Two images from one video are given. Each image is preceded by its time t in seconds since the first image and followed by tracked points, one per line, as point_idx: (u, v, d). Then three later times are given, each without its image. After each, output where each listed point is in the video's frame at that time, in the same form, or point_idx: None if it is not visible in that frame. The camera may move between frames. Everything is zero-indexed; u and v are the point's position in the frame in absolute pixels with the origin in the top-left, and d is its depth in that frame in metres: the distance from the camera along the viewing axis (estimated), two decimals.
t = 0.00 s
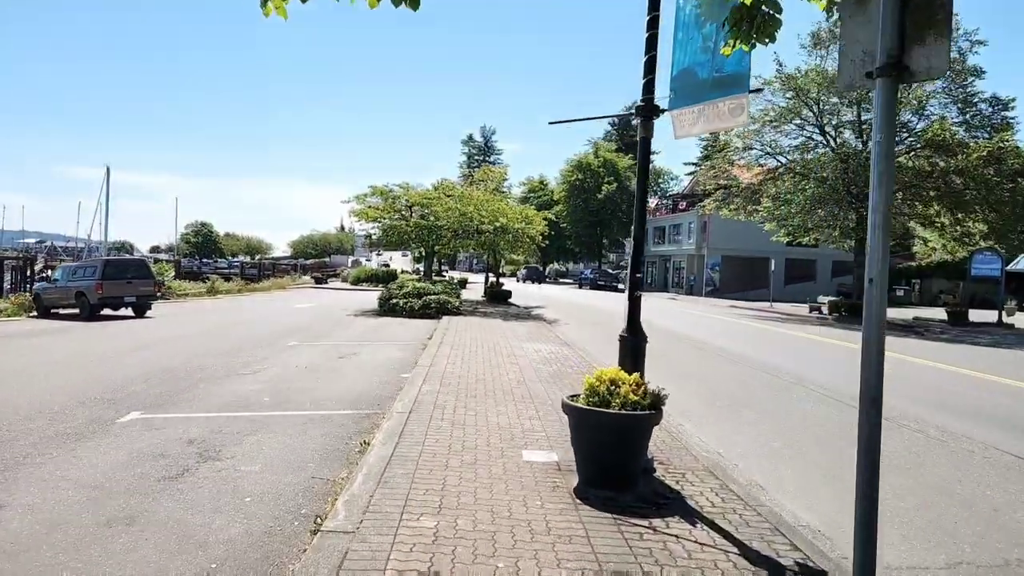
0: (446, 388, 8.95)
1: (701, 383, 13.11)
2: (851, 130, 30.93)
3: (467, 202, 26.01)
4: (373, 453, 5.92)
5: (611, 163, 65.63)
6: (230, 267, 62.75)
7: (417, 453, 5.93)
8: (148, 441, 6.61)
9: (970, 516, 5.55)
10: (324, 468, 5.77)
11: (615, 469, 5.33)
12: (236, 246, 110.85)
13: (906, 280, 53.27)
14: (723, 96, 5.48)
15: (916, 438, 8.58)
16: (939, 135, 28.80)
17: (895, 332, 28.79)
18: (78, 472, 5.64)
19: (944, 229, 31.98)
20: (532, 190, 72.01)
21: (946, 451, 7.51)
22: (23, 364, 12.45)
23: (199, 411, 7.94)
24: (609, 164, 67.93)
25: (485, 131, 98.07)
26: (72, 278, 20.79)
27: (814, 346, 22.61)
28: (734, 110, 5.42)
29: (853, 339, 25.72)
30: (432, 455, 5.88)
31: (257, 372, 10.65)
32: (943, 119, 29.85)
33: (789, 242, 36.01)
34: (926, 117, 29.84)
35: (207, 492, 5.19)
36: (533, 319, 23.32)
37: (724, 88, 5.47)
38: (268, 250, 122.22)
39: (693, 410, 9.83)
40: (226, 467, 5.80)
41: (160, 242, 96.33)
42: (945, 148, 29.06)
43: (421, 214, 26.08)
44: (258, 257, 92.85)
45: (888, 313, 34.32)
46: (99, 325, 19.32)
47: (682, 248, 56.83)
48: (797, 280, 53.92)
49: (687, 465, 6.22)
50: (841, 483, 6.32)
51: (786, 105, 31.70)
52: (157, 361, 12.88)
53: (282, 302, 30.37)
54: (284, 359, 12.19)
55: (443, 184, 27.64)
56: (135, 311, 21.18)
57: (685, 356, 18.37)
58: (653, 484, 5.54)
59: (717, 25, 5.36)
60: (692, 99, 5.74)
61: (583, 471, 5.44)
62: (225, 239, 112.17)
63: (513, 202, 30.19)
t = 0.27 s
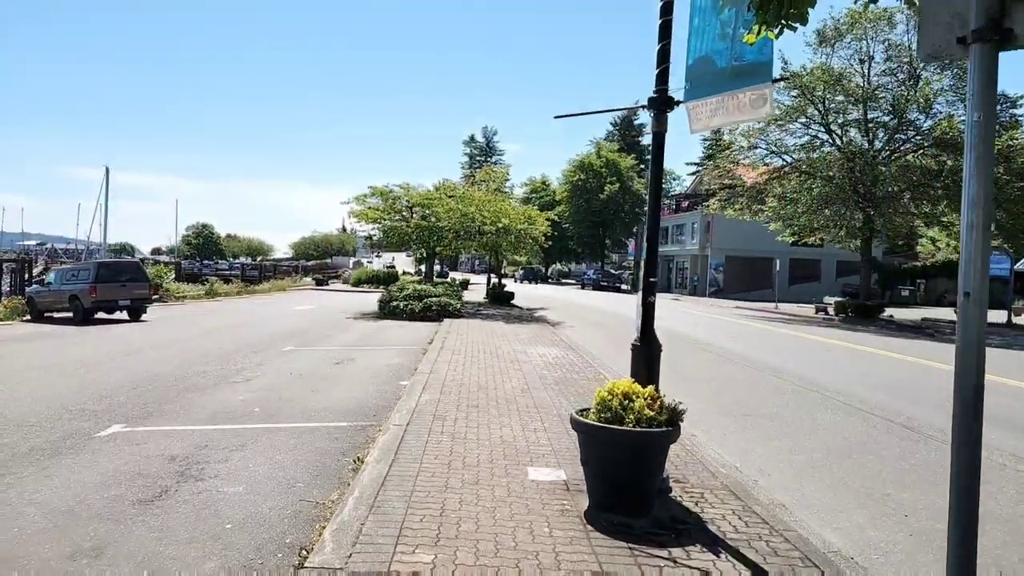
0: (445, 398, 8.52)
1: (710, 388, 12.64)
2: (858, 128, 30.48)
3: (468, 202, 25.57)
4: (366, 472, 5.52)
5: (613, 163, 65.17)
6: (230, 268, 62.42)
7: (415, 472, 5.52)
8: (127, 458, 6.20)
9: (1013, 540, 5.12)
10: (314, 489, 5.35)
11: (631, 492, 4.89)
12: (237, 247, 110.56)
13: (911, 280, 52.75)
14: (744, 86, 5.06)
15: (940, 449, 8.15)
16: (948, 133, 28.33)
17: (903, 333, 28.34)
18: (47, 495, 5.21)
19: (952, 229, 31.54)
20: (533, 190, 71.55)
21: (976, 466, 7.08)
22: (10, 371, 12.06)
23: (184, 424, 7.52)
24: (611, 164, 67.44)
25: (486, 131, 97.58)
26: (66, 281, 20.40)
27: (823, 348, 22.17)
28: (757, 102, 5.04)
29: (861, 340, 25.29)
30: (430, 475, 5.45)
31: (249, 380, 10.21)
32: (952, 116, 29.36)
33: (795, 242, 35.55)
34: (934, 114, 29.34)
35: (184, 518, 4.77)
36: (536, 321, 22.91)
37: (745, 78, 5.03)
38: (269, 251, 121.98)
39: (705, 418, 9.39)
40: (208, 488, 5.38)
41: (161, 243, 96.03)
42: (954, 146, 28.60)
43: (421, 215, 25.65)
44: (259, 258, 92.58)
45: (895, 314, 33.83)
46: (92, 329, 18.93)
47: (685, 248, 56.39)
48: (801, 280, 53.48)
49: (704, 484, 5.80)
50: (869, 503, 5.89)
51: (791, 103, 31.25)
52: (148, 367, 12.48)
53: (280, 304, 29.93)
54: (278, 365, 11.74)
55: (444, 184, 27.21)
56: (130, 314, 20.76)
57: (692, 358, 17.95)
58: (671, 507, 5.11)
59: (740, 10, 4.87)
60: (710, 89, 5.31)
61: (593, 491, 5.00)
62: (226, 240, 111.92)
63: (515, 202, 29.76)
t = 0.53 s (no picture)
0: (444, 402, 8.12)
1: (719, 391, 12.23)
2: (864, 126, 30.10)
3: (469, 200, 25.18)
4: (357, 485, 5.11)
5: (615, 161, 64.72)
6: (230, 267, 62.03)
7: (410, 485, 5.12)
8: (102, 467, 5.80)
9: None
10: (300, 504, 4.94)
11: (645, 510, 4.47)
12: (238, 245, 110.19)
13: (915, 280, 52.32)
14: (769, 67, 4.71)
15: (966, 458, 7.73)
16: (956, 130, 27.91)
17: (911, 334, 27.90)
18: (12, 508, 4.81)
19: (960, 228, 31.14)
20: (535, 189, 71.18)
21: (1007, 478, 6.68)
22: None
23: (168, 430, 7.11)
24: (613, 163, 67.02)
25: (487, 130, 97.23)
26: (58, 279, 19.99)
27: (830, 349, 21.74)
28: (782, 85, 4.70)
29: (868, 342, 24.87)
30: (426, 489, 5.04)
31: (240, 382, 9.81)
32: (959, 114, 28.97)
33: (800, 241, 35.12)
34: (942, 112, 28.94)
35: (156, 537, 4.37)
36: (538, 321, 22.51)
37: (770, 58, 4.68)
38: (270, 249, 121.63)
39: (716, 422, 8.98)
40: (185, 501, 4.97)
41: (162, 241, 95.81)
42: (962, 145, 28.18)
43: (421, 213, 25.25)
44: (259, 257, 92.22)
45: (901, 315, 33.39)
46: (85, 328, 18.52)
47: (688, 248, 55.96)
48: (804, 280, 53.07)
49: (722, 499, 5.37)
50: (900, 521, 5.47)
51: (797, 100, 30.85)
52: (137, 368, 12.07)
53: (278, 303, 29.52)
54: (271, 366, 11.34)
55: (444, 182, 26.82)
56: (124, 313, 20.37)
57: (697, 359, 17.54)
58: (687, 526, 4.69)
59: None
60: (730, 70, 4.94)
61: (602, 506, 4.59)
62: (226, 239, 111.54)
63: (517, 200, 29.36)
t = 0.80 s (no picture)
0: (445, 411, 7.69)
1: (730, 396, 11.80)
2: (871, 125, 29.67)
3: (470, 200, 24.75)
4: (351, 509, 4.68)
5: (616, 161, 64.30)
6: (230, 267, 61.74)
7: (410, 508, 4.69)
8: (78, 487, 5.38)
9: None
10: (288, 530, 4.52)
11: (669, 542, 4.03)
12: (238, 246, 109.97)
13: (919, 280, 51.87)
14: (803, 52, 4.30)
15: (1000, 471, 7.29)
16: (964, 129, 27.47)
17: (919, 336, 27.47)
18: None
19: (967, 228, 30.73)
20: (536, 189, 70.81)
21: None
22: None
23: (151, 443, 6.69)
24: (614, 163, 66.62)
25: (488, 130, 96.88)
26: (51, 281, 19.58)
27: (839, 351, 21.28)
28: (818, 70, 4.30)
29: (876, 344, 24.44)
30: (426, 513, 4.63)
31: (232, 389, 9.38)
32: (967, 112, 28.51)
33: (805, 242, 34.71)
34: (950, 110, 28.49)
35: (128, 571, 3.94)
36: (540, 323, 22.07)
37: (804, 43, 4.28)
38: (270, 250, 121.34)
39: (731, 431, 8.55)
40: (163, 528, 4.54)
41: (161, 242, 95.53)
42: (971, 143, 27.73)
43: (421, 213, 24.79)
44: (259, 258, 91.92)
45: (908, 316, 32.96)
46: (78, 331, 18.11)
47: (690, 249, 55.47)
48: (807, 281, 52.66)
49: (749, 523, 4.94)
50: (943, 549, 5.04)
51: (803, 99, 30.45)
52: (127, 373, 11.64)
53: (277, 304, 29.12)
54: (266, 372, 10.91)
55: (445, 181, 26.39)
56: (118, 316, 19.96)
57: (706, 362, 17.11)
58: (715, 557, 4.25)
59: None
60: (758, 54, 4.49)
61: (620, 535, 4.16)
62: (226, 239, 111.32)
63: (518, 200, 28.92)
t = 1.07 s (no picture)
0: (446, 420, 7.25)
1: (742, 402, 11.36)
2: (878, 122, 29.23)
3: (471, 199, 24.33)
4: (345, 532, 4.27)
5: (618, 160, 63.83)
6: (229, 267, 61.30)
7: (410, 532, 4.27)
8: (50, 506, 4.95)
9: None
10: (275, 557, 4.10)
11: None
12: (238, 246, 109.46)
13: (922, 280, 51.46)
14: (844, 27, 3.90)
15: None
16: (973, 125, 27.05)
17: (927, 337, 27.04)
18: None
19: (975, 227, 30.30)
20: (537, 188, 70.36)
21: None
22: None
23: (133, 455, 6.24)
24: (615, 162, 66.16)
25: (488, 129, 96.46)
26: (43, 281, 19.15)
27: (848, 352, 20.85)
28: (861, 47, 3.90)
29: (884, 344, 24.03)
30: (427, 538, 4.20)
31: (224, 395, 8.93)
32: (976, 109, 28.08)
33: (810, 241, 34.27)
34: (959, 107, 28.06)
35: None
36: (543, 324, 21.66)
37: (846, 16, 3.88)
38: (269, 250, 120.86)
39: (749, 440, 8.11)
40: (138, 555, 4.12)
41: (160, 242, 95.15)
42: (980, 140, 27.31)
43: (422, 212, 24.37)
44: (259, 258, 91.46)
45: (914, 316, 32.53)
46: (70, 333, 17.67)
47: (693, 248, 55.03)
48: (810, 280, 52.25)
49: (779, 546, 4.53)
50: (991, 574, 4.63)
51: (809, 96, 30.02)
52: (116, 377, 11.22)
53: (275, 305, 28.68)
54: (260, 376, 10.48)
55: (445, 179, 25.96)
56: (112, 317, 19.51)
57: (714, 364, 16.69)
58: None
59: None
60: (792, 31, 4.09)
61: (643, 566, 3.73)
62: (226, 239, 110.86)
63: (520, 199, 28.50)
